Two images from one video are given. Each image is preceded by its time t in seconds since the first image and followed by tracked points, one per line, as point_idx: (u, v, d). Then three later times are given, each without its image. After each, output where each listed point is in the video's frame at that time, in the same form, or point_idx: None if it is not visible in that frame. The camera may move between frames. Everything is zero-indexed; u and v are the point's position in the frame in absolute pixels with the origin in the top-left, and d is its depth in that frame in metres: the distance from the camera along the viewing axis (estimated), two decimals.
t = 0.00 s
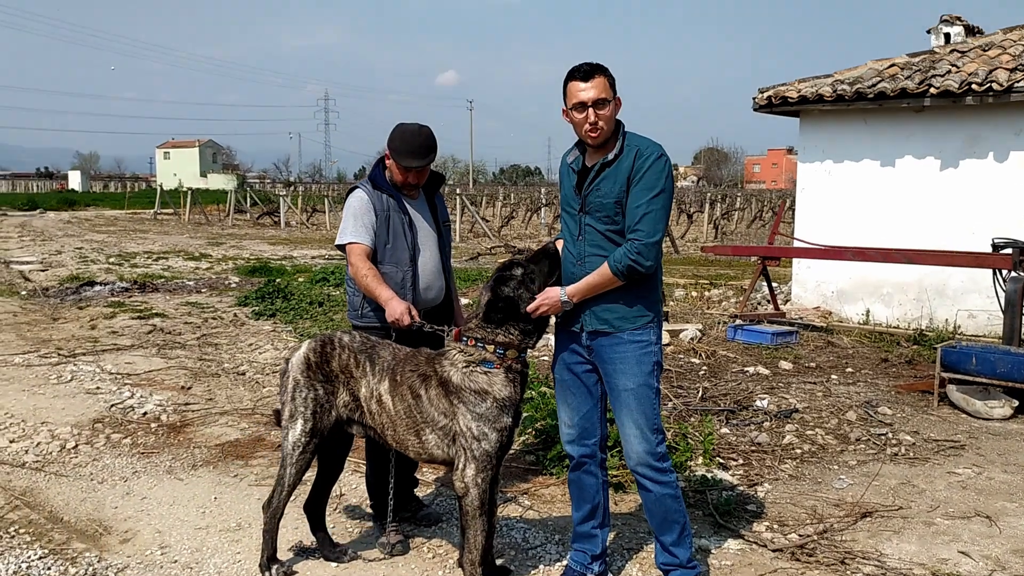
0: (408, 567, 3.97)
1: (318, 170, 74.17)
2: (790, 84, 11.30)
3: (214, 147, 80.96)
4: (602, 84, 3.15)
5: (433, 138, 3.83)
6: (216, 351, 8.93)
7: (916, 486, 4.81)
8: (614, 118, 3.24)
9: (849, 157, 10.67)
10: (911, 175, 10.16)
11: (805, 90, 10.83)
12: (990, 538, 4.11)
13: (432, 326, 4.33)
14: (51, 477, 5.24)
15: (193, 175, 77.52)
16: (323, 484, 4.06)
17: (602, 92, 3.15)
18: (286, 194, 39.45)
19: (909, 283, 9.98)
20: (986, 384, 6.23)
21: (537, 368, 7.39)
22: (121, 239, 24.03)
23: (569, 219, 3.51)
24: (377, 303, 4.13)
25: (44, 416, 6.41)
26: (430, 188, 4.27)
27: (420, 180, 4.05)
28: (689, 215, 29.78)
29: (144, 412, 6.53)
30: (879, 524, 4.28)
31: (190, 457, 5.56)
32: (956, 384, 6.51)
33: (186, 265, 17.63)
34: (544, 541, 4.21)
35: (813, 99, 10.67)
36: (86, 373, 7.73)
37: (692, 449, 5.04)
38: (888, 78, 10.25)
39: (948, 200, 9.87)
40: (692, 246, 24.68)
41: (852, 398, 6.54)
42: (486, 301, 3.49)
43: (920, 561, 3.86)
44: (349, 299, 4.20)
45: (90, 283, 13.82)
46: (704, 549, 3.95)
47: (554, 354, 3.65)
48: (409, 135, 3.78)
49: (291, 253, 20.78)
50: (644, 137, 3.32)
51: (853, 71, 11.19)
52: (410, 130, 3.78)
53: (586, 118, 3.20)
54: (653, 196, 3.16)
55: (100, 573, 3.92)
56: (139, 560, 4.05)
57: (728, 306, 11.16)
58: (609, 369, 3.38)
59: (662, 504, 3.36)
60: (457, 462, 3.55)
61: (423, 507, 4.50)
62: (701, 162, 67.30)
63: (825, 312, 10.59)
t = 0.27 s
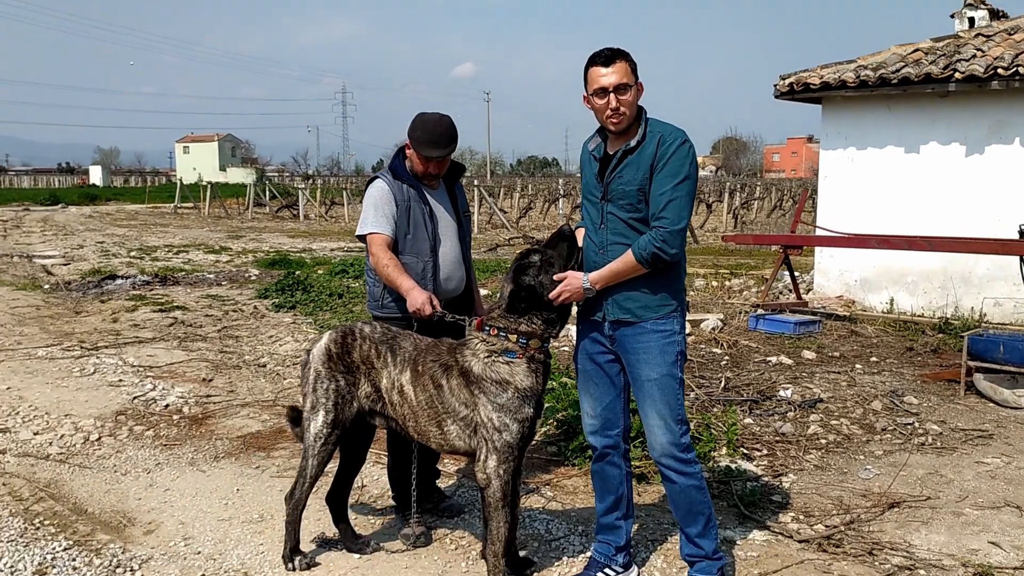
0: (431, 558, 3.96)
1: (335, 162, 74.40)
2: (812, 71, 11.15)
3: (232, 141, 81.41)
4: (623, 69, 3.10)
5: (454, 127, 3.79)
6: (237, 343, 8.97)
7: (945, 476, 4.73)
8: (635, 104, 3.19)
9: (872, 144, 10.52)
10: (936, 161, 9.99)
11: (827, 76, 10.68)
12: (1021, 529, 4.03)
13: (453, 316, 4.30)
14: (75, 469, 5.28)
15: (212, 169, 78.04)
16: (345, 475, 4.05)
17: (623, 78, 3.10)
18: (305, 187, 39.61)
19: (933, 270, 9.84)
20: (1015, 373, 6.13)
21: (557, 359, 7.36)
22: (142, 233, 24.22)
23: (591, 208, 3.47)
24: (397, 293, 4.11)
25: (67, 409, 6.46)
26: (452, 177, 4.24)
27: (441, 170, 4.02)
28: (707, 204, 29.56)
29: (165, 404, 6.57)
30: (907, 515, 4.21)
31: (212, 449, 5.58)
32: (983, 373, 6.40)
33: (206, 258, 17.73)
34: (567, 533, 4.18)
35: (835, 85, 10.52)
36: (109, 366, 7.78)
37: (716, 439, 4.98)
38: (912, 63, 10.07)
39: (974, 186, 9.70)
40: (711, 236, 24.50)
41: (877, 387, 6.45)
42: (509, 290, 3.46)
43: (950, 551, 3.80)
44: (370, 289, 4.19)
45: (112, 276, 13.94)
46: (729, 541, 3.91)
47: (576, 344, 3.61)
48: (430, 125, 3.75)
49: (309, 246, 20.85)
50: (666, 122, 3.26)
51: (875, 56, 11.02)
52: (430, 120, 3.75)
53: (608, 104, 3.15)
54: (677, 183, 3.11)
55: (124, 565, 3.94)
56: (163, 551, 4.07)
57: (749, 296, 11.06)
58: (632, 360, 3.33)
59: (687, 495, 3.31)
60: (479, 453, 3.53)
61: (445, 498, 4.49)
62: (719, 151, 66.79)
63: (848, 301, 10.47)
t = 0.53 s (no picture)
0: (443, 543, 3.98)
1: (343, 149, 74.35)
2: (823, 54, 11.05)
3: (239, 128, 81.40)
4: (637, 51, 3.08)
5: (465, 114, 3.78)
6: (247, 330, 9.00)
7: (956, 461, 4.72)
8: (648, 88, 3.17)
9: (883, 128, 10.43)
10: (947, 145, 9.90)
11: (838, 60, 10.58)
12: None
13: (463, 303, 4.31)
14: (88, 455, 5.33)
15: (219, 156, 78.11)
16: (358, 460, 4.07)
17: (637, 60, 3.08)
18: (312, 174, 39.62)
19: (944, 255, 9.78)
20: None
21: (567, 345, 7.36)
22: (151, 221, 24.30)
23: (602, 192, 3.45)
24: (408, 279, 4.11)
25: (80, 396, 6.51)
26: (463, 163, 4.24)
27: (452, 156, 4.01)
28: (716, 189, 29.42)
29: (177, 391, 6.61)
30: (919, 499, 4.20)
31: (224, 436, 5.62)
32: (995, 357, 6.37)
33: (215, 245, 17.77)
34: (579, 518, 4.19)
35: (846, 69, 10.44)
36: (120, 353, 7.83)
37: (726, 425, 4.98)
38: (924, 46, 9.97)
39: (986, 170, 9.62)
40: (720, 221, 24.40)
41: (888, 372, 6.43)
42: (520, 277, 3.46)
43: (961, 536, 3.79)
44: (381, 276, 4.19)
45: (122, 264, 14.00)
46: (740, 526, 3.91)
47: (588, 330, 3.61)
48: (442, 111, 3.74)
49: (318, 233, 20.88)
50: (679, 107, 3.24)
51: (887, 39, 10.91)
52: (442, 106, 3.74)
53: (620, 86, 3.13)
54: (690, 168, 3.09)
55: (139, 550, 3.98)
56: (177, 537, 4.11)
57: (758, 281, 11.02)
58: (644, 345, 3.33)
59: (699, 480, 3.32)
60: (491, 439, 3.54)
61: (456, 484, 4.51)
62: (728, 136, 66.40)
63: (859, 287, 10.42)
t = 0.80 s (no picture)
0: (446, 541, 3.98)
1: (345, 147, 74.37)
2: (825, 51, 11.02)
3: (242, 126, 81.44)
4: (640, 48, 3.07)
5: (465, 110, 3.78)
6: (250, 328, 9.01)
7: (959, 459, 4.71)
8: (651, 85, 3.16)
9: (887, 125, 10.40)
10: (951, 141, 9.87)
11: (841, 57, 10.56)
12: None
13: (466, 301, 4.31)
14: (91, 453, 5.34)
15: (222, 155, 78.18)
16: (360, 458, 4.08)
17: (640, 58, 3.07)
18: (315, 172, 39.63)
19: (948, 252, 9.77)
20: None
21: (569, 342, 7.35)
22: (154, 219, 24.33)
23: (605, 189, 3.45)
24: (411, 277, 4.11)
25: (83, 395, 6.52)
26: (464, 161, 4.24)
27: (453, 154, 4.01)
28: (719, 186, 29.37)
29: (180, 389, 6.62)
30: (922, 497, 4.20)
31: (227, 433, 5.63)
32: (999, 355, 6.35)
33: (218, 244, 17.79)
34: (581, 515, 4.19)
35: (849, 66, 10.41)
36: (123, 352, 7.84)
37: (729, 423, 4.98)
38: (927, 43, 9.94)
39: (990, 167, 9.59)
40: (723, 219, 24.36)
41: (891, 370, 6.42)
42: (522, 275, 3.46)
43: (964, 533, 3.79)
44: (383, 274, 4.19)
45: (125, 262, 14.01)
46: (743, 523, 3.91)
47: (590, 328, 3.61)
48: (442, 108, 3.74)
49: (321, 231, 20.90)
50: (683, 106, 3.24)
51: (889, 36, 10.88)
52: (442, 103, 3.74)
53: (622, 84, 3.13)
54: (695, 158, 3.06)
55: (142, 548, 3.99)
56: (181, 535, 4.12)
57: (761, 279, 11.01)
58: (645, 343, 3.33)
59: (701, 478, 3.32)
60: (494, 437, 3.54)
61: (459, 482, 4.51)
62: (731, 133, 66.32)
63: (862, 284, 10.40)
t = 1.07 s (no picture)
0: (452, 537, 4.00)
1: (352, 147, 74.53)
2: (833, 49, 11.00)
3: (250, 127, 81.69)
4: (626, 56, 3.06)
5: (463, 107, 3.80)
6: (257, 327, 9.05)
7: (966, 456, 4.70)
8: (643, 87, 3.14)
9: (894, 123, 10.38)
10: (959, 139, 9.84)
11: (848, 55, 10.53)
12: None
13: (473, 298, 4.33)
14: (101, 450, 5.38)
15: (230, 155, 78.44)
16: (367, 455, 4.10)
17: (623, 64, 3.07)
18: (322, 172, 39.74)
19: (955, 250, 9.73)
20: None
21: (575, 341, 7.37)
22: (162, 219, 24.45)
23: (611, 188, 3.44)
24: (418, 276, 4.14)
25: (92, 393, 6.57)
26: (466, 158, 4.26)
27: (455, 151, 4.03)
28: (727, 185, 29.31)
29: (188, 387, 6.66)
30: (927, 494, 4.20)
31: (235, 431, 5.66)
32: (1006, 353, 6.33)
33: (226, 243, 17.87)
34: (587, 512, 4.21)
35: (856, 64, 10.39)
36: (132, 350, 7.89)
37: (735, 420, 4.98)
38: (935, 40, 9.91)
39: (998, 164, 9.55)
40: (731, 218, 24.31)
41: (898, 368, 6.41)
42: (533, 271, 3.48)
43: (970, 530, 3.79)
44: (390, 273, 4.22)
45: (133, 262, 14.09)
46: (748, 520, 3.92)
47: (595, 325, 3.62)
48: (439, 105, 3.76)
49: (328, 231, 20.95)
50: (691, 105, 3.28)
51: (897, 34, 10.85)
52: (440, 100, 3.76)
53: (611, 86, 3.17)
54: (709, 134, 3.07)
55: (151, 544, 4.02)
56: (189, 531, 4.15)
57: (768, 277, 10.99)
58: (649, 339, 3.34)
59: (705, 474, 3.33)
60: (499, 434, 3.56)
61: (466, 479, 4.53)
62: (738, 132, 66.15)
63: (869, 282, 10.37)
